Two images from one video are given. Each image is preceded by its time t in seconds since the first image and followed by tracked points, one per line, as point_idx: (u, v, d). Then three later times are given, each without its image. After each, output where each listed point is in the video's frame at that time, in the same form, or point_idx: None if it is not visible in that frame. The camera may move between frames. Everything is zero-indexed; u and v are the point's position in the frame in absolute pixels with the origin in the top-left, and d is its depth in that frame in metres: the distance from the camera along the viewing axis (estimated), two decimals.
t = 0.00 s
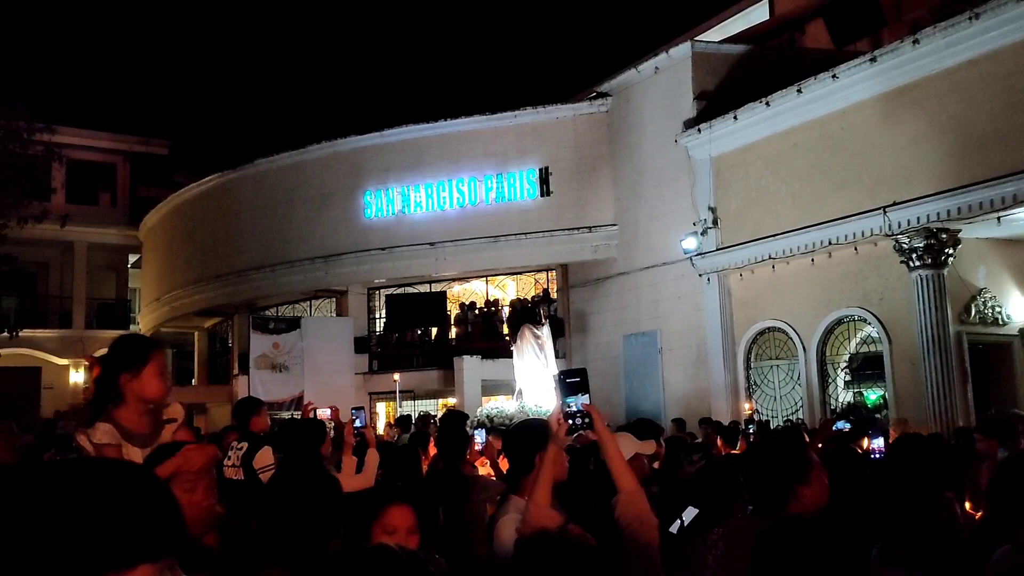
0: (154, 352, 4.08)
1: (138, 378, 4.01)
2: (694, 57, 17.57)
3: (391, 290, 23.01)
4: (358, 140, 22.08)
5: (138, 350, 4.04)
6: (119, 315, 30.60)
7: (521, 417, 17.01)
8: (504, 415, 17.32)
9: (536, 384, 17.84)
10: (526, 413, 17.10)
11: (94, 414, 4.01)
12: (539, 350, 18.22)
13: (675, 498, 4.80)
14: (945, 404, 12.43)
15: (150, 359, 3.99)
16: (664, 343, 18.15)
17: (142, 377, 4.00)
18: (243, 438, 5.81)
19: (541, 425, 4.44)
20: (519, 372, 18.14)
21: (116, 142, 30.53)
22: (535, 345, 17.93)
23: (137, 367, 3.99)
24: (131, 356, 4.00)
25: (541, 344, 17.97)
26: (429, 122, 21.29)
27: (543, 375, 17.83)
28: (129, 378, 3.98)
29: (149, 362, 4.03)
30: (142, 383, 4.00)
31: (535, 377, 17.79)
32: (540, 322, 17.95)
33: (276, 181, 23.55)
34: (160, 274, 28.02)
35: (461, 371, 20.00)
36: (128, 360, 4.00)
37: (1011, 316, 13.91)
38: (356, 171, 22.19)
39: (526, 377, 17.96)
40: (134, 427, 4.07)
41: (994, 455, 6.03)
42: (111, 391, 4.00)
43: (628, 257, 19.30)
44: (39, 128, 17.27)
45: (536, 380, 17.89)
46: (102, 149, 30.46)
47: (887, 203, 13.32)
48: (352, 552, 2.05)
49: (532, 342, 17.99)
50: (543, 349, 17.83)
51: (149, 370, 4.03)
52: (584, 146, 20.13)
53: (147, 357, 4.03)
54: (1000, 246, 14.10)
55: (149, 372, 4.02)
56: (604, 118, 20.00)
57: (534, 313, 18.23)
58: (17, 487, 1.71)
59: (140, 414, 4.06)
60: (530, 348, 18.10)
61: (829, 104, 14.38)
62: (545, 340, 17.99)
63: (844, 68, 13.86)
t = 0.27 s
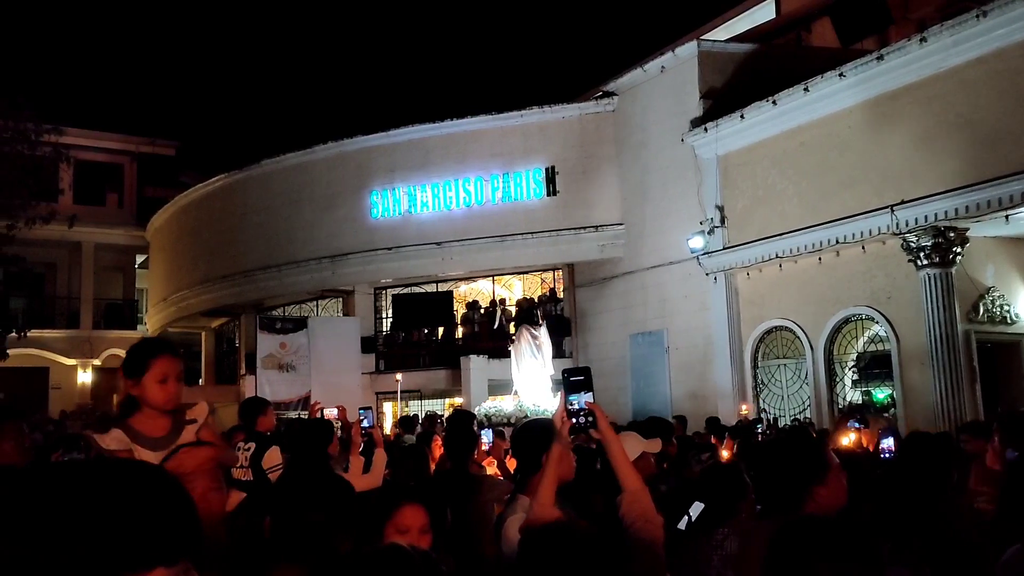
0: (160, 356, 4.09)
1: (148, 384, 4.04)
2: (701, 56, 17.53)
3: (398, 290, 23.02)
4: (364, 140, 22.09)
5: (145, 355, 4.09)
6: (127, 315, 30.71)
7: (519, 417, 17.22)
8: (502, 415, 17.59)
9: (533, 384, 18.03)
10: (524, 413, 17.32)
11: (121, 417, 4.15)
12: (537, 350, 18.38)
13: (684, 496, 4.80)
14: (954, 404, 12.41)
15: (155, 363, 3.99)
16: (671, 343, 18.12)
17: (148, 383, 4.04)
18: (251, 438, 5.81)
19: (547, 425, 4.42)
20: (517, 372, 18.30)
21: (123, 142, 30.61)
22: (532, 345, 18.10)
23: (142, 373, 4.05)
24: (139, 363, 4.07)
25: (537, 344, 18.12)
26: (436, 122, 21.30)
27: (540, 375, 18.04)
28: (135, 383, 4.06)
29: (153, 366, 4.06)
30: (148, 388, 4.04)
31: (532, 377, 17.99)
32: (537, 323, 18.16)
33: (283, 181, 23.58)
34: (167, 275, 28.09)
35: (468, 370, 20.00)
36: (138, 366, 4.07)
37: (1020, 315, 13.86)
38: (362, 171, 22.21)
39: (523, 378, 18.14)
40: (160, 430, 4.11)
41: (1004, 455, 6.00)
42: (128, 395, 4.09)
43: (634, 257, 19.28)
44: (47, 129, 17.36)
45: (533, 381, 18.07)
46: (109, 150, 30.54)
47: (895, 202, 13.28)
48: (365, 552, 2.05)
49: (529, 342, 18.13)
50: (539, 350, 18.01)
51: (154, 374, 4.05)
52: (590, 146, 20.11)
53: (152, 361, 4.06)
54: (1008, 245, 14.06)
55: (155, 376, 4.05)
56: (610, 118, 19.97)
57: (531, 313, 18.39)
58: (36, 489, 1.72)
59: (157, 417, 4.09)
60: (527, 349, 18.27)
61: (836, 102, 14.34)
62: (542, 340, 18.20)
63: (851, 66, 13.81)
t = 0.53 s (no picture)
0: (172, 358, 4.09)
1: (161, 386, 4.07)
2: (707, 55, 17.52)
3: (404, 289, 23.04)
4: (370, 139, 22.13)
5: (159, 356, 4.11)
6: (134, 316, 30.80)
7: (517, 417, 17.18)
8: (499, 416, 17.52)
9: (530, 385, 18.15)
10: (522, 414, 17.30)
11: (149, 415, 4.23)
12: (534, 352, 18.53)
13: (693, 495, 4.80)
14: (961, 402, 12.37)
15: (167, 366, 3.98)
16: (678, 342, 18.10)
17: (160, 384, 4.07)
18: (260, 437, 5.84)
19: (554, 422, 4.43)
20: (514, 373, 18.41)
21: (129, 143, 30.71)
22: (530, 347, 18.22)
23: (156, 375, 4.08)
24: (153, 363, 4.10)
25: (534, 345, 18.23)
26: (442, 122, 21.30)
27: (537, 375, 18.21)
28: (149, 385, 4.10)
29: (165, 368, 4.07)
30: (161, 390, 4.07)
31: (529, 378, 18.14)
32: (535, 324, 18.30)
33: (290, 181, 23.64)
34: (174, 275, 28.16)
35: (474, 369, 20.01)
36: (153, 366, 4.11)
37: None
38: (368, 171, 22.24)
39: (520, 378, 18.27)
40: (177, 430, 4.14)
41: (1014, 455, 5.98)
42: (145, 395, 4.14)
43: (640, 256, 19.28)
44: (55, 130, 17.44)
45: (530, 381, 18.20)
46: (116, 150, 30.64)
47: (902, 200, 13.26)
48: (377, 553, 2.05)
49: (527, 343, 18.25)
50: (537, 351, 18.17)
51: (166, 376, 4.07)
52: (596, 145, 20.10)
53: (164, 363, 4.08)
54: (1016, 243, 14.01)
55: (166, 378, 4.07)
56: (616, 117, 19.96)
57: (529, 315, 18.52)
58: (49, 490, 1.73)
59: (171, 419, 4.12)
60: (525, 350, 18.38)
61: (842, 101, 14.32)
62: (539, 342, 18.35)
63: (857, 65, 13.79)
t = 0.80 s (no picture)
0: (189, 357, 4.06)
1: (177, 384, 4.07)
2: (714, 55, 17.48)
3: (411, 289, 23.06)
4: (377, 140, 22.14)
5: (176, 353, 4.08)
6: (142, 316, 30.89)
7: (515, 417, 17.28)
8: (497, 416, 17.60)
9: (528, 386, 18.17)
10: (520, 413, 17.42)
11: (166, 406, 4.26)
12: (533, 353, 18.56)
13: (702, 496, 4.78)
14: (970, 402, 12.30)
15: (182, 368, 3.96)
16: (685, 342, 18.07)
17: (175, 381, 4.06)
18: (268, 437, 5.84)
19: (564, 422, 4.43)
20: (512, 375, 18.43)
21: (137, 144, 30.79)
22: (529, 348, 18.24)
23: (171, 372, 4.07)
24: (170, 360, 4.08)
25: (532, 346, 18.26)
26: (449, 122, 21.31)
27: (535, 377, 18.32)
28: (167, 380, 4.11)
29: (180, 367, 4.05)
30: (177, 388, 4.07)
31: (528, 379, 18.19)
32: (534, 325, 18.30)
33: (297, 182, 23.67)
34: (181, 275, 28.23)
35: (481, 369, 20.00)
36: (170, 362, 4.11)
37: None
38: (375, 171, 22.26)
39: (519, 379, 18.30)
40: (189, 427, 4.15)
41: None
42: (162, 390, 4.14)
43: (647, 256, 19.25)
44: (64, 131, 17.52)
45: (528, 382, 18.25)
46: (124, 151, 30.73)
47: (910, 200, 13.21)
48: (388, 553, 2.05)
49: (524, 342, 18.27)
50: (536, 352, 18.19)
51: (182, 374, 4.05)
52: (603, 145, 20.07)
53: (180, 362, 4.05)
54: None
55: (181, 376, 4.05)
56: (623, 117, 19.93)
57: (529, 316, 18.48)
58: (63, 490, 1.73)
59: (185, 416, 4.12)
60: (524, 351, 18.41)
61: (850, 100, 14.28)
62: (538, 343, 18.38)
63: (866, 64, 13.75)
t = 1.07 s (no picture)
0: (199, 361, 4.06)
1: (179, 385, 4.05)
2: (722, 54, 17.44)
3: (419, 289, 23.08)
4: (385, 140, 22.17)
5: (183, 357, 4.10)
6: (151, 316, 30.99)
7: (515, 418, 18.05)
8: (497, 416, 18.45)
9: (527, 386, 18.64)
10: (520, 413, 18.21)
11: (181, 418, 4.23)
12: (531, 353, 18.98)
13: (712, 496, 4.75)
14: (979, 403, 12.24)
15: (188, 371, 3.95)
16: (693, 342, 18.05)
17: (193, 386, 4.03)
18: (278, 436, 5.86)
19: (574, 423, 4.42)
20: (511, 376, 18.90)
21: (146, 145, 30.88)
22: (527, 348, 18.69)
23: (178, 376, 4.08)
24: (177, 365, 4.11)
25: (532, 348, 18.73)
26: (457, 122, 21.30)
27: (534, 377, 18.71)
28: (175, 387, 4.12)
29: (185, 369, 4.05)
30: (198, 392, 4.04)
31: (527, 380, 18.63)
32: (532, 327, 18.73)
33: (305, 182, 23.71)
34: (190, 276, 28.31)
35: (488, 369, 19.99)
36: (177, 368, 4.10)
37: None
38: (383, 171, 22.28)
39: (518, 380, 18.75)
40: (193, 431, 4.06)
41: None
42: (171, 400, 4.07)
43: (655, 256, 19.23)
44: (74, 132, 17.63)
45: (527, 383, 18.69)
46: (133, 152, 30.83)
47: (920, 200, 13.16)
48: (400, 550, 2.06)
49: (524, 345, 18.78)
50: (534, 353, 18.61)
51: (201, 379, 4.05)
52: (610, 145, 20.05)
53: (185, 364, 4.06)
54: None
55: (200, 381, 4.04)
56: (631, 116, 19.91)
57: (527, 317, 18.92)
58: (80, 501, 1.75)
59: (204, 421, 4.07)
60: (523, 352, 18.86)
61: (859, 100, 14.23)
62: (537, 344, 18.80)
63: (875, 63, 13.71)
